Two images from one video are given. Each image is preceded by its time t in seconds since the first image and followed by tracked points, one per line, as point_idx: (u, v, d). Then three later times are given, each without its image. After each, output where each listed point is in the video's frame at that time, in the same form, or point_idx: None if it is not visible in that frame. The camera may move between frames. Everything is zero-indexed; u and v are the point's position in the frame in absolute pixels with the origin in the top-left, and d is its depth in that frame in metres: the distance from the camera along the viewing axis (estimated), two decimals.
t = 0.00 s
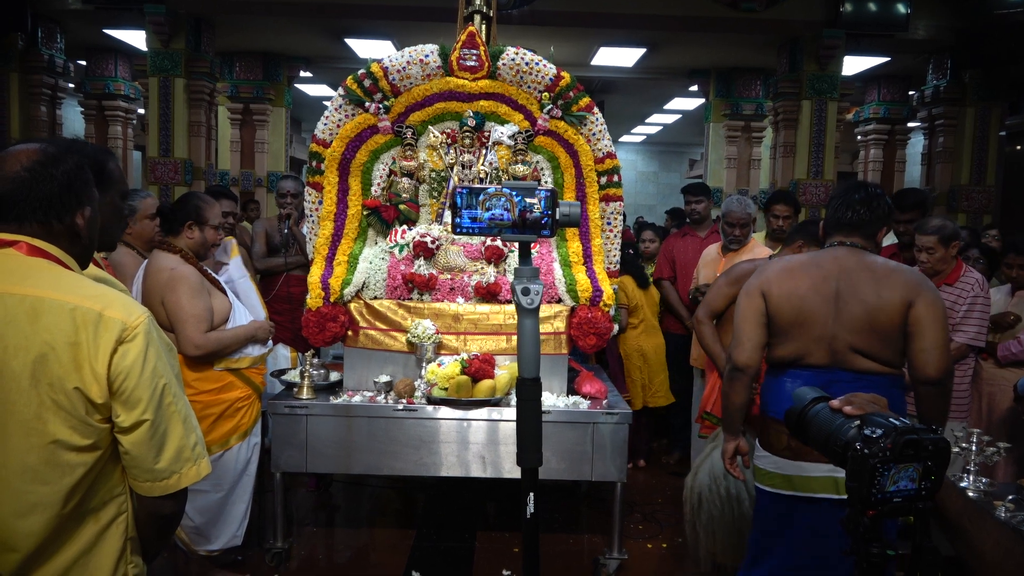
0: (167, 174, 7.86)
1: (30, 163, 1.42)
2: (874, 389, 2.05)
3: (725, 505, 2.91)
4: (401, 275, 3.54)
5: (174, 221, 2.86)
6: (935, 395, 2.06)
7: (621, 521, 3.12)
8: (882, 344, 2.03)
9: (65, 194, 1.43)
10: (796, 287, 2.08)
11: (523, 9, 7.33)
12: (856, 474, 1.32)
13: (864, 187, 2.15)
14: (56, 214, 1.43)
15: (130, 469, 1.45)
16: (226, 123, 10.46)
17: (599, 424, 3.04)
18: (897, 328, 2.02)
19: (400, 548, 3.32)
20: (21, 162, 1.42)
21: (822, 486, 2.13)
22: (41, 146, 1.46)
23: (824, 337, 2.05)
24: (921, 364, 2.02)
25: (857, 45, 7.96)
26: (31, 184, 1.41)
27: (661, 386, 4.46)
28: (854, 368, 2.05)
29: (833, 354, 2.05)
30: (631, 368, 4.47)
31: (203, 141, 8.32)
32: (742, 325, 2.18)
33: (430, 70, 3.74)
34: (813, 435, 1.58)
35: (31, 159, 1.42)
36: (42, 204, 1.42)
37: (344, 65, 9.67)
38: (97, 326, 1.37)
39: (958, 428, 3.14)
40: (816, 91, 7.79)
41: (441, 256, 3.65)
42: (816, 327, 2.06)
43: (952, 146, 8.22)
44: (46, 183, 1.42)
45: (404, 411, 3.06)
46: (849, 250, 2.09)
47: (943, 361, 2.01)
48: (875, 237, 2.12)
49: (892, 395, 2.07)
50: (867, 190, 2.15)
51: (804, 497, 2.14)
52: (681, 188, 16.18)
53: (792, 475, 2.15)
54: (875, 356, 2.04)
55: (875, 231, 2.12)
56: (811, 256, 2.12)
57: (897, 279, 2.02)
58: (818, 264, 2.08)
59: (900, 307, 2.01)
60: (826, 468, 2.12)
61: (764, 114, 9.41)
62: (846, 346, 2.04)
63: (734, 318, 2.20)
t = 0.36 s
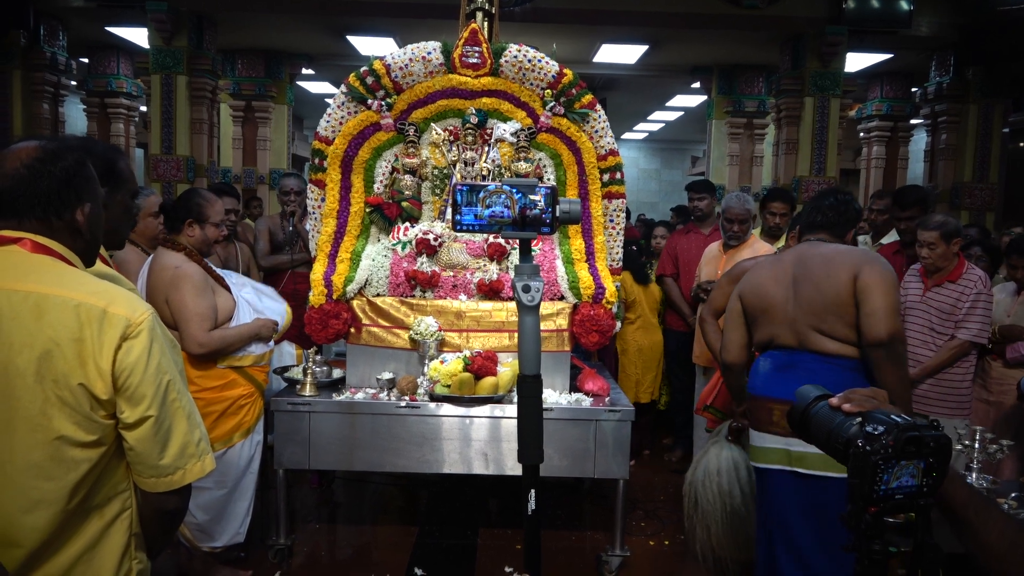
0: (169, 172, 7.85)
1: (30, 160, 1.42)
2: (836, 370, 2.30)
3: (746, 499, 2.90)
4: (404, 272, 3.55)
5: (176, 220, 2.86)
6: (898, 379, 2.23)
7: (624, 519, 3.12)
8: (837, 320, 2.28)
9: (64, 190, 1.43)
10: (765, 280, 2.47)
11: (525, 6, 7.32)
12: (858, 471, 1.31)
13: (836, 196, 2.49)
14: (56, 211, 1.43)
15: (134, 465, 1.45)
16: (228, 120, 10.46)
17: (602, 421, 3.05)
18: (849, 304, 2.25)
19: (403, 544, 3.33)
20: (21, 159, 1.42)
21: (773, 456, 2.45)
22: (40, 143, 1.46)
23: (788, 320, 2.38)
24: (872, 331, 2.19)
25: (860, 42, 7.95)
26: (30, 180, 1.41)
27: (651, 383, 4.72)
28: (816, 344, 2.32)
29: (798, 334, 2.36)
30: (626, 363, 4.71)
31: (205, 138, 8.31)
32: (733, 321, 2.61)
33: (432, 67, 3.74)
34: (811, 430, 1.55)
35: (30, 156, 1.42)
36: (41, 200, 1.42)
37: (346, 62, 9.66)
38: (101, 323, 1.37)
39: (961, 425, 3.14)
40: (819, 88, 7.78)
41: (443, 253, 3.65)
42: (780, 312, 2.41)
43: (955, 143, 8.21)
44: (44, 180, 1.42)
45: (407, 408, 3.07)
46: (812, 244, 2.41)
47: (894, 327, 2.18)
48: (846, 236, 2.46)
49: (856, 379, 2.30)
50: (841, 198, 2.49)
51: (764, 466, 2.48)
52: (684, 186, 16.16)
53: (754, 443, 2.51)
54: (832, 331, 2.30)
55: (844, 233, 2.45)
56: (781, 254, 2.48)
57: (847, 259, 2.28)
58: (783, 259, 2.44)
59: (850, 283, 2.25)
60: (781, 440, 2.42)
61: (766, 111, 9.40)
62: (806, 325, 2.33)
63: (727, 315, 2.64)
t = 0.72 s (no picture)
0: (172, 168, 7.84)
1: (25, 155, 1.42)
2: (807, 349, 2.46)
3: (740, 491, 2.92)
4: (406, 269, 3.54)
5: (184, 215, 2.86)
6: (859, 355, 2.31)
7: (625, 516, 3.12)
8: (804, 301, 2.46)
9: (58, 184, 1.43)
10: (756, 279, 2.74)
11: (529, 3, 7.31)
12: (857, 468, 1.30)
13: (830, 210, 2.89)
14: (50, 205, 1.43)
15: (136, 460, 1.45)
16: (231, 116, 10.45)
17: (603, 419, 3.05)
18: (812, 284, 2.44)
19: (404, 540, 3.34)
20: (18, 154, 1.42)
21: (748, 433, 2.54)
22: (38, 139, 1.46)
23: (769, 308, 2.61)
24: (825, 302, 2.35)
25: (864, 41, 7.94)
26: (25, 175, 1.41)
27: (666, 375, 4.70)
28: (789, 325, 2.51)
29: (776, 318, 2.56)
30: (641, 356, 4.71)
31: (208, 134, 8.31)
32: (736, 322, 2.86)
33: (436, 64, 3.74)
34: (811, 428, 1.54)
35: (27, 150, 1.43)
36: (36, 195, 1.42)
37: (349, 58, 9.66)
38: (104, 318, 1.37)
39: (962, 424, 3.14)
40: (822, 87, 7.77)
41: (446, 250, 3.67)
42: (764, 302, 2.64)
43: (959, 142, 8.19)
44: (38, 174, 1.41)
45: (408, 404, 3.07)
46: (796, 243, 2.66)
47: (846, 297, 2.31)
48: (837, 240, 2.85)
49: (826, 358, 2.43)
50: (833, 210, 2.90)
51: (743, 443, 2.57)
52: (686, 184, 16.15)
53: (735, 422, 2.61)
54: (802, 313, 2.47)
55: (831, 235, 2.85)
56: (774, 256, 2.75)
57: (815, 247, 2.50)
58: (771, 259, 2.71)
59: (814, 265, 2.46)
60: (754, 418, 2.51)
61: (769, 110, 9.39)
62: (782, 310, 2.54)
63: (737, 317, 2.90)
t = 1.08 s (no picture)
0: (174, 165, 7.86)
1: (26, 153, 1.43)
2: (799, 343, 2.46)
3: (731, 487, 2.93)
4: (408, 267, 3.55)
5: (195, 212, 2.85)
6: (848, 347, 2.30)
7: (626, 514, 3.12)
8: (799, 296, 2.48)
9: (56, 183, 1.43)
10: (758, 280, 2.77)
11: (531, 2, 7.30)
12: (858, 467, 1.30)
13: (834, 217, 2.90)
14: (48, 203, 1.43)
15: (138, 457, 1.46)
16: (233, 114, 10.44)
17: (605, 417, 3.05)
18: (807, 280, 2.45)
19: (405, 537, 3.35)
20: (19, 153, 1.43)
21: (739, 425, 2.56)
22: (39, 138, 1.47)
23: (766, 305, 2.63)
24: (816, 295, 2.36)
25: (867, 40, 7.92)
26: (25, 172, 1.42)
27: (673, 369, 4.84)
28: (783, 319, 2.52)
29: (771, 314, 2.57)
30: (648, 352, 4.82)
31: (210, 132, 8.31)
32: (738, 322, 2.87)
33: (437, 62, 3.73)
34: (812, 427, 1.54)
35: (27, 149, 1.43)
36: (36, 194, 1.42)
37: (352, 56, 9.66)
38: (106, 316, 1.38)
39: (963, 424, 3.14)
40: (824, 85, 7.77)
41: (447, 249, 3.68)
42: (762, 300, 2.66)
43: (961, 141, 8.18)
44: (36, 173, 1.42)
45: (410, 402, 3.08)
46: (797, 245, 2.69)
47: (838, 291, 2.32)
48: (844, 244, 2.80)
49: (817, 352, 2.42)
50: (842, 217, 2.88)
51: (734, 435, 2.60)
52: (688, 182, 16.14)
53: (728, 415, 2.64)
54: (797, 308, 2.48)
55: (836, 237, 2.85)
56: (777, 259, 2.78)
57: (813, 246, 2.52)
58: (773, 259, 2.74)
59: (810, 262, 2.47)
60: (746, 410, 2.54)
61: (771, 108, 9.38)
62: (777, 305, 2.55)
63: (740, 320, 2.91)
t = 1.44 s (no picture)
0: (176, 162, 7.88)
1: (32, 150, 1.43)
2: (800, 344, 2.46)
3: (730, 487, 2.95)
4: (410, 264, 3.56)
5: (187, 207, 2.86)
6: (853, 353, 2.32)
7: (626, 511, 3.13)
8: (803, 297, 2.48)
9: (62, 179, 1.44)
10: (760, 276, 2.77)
11: None
12: (860, 466, 1.30)
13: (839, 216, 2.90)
14: (54, 200, 1.44)
15: (144, 452, 1.46)
16: (235, 111, 10.44)
17: (606, 415, 3.05)
18: (813, 282, 2.45)
19: (406, 534, 3.36)
20: (26, 149, 1.44)
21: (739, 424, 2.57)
22: (45, 135, 1.47)
23: (768, 304, 2.63)
24: (823, 300, 2.36)
25: (870, 39, 7.91)
26: (33, 170, 1.43)
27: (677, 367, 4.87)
28: (785, 320, 2.52)
29: (774, 313, 2.57)
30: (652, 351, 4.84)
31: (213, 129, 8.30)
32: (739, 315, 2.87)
33: (441, 60, 3.73)
34: (815, 426, 1.54)
35: (34, 145, 1.44)
36: (43, 190, 1.43)
37: (354, 53, 9.65)
38: (113, 310, 1.38)
39: (964, 423, 3.14)
40: (827, 84, 7.78)
41: (450, 246, 3.67)
42: (765, 298, 2.66)
43: (964, 141, 8.18)
44: (45, 170, 1.43)
45: (412, 399, 3.08)
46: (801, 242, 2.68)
47: (844, 296, 2.32)
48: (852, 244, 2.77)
49: (820, 354, 2.43)
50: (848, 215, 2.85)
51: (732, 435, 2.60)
52: (690, 180, 16.14)
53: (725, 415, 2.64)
54: (800, 309, 2.49)
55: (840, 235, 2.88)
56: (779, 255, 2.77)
57: (819, 246, 2.51)
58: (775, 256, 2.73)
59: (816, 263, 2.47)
60: (746, 409, 2.54)
61: (774, 107, 9.38)
62: (780, 305, 2.55)
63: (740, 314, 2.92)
